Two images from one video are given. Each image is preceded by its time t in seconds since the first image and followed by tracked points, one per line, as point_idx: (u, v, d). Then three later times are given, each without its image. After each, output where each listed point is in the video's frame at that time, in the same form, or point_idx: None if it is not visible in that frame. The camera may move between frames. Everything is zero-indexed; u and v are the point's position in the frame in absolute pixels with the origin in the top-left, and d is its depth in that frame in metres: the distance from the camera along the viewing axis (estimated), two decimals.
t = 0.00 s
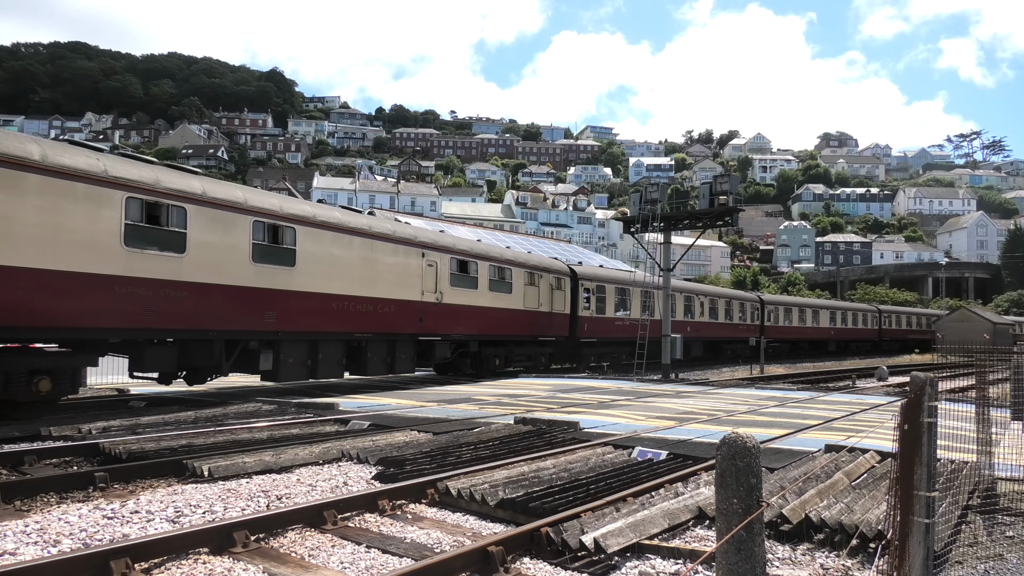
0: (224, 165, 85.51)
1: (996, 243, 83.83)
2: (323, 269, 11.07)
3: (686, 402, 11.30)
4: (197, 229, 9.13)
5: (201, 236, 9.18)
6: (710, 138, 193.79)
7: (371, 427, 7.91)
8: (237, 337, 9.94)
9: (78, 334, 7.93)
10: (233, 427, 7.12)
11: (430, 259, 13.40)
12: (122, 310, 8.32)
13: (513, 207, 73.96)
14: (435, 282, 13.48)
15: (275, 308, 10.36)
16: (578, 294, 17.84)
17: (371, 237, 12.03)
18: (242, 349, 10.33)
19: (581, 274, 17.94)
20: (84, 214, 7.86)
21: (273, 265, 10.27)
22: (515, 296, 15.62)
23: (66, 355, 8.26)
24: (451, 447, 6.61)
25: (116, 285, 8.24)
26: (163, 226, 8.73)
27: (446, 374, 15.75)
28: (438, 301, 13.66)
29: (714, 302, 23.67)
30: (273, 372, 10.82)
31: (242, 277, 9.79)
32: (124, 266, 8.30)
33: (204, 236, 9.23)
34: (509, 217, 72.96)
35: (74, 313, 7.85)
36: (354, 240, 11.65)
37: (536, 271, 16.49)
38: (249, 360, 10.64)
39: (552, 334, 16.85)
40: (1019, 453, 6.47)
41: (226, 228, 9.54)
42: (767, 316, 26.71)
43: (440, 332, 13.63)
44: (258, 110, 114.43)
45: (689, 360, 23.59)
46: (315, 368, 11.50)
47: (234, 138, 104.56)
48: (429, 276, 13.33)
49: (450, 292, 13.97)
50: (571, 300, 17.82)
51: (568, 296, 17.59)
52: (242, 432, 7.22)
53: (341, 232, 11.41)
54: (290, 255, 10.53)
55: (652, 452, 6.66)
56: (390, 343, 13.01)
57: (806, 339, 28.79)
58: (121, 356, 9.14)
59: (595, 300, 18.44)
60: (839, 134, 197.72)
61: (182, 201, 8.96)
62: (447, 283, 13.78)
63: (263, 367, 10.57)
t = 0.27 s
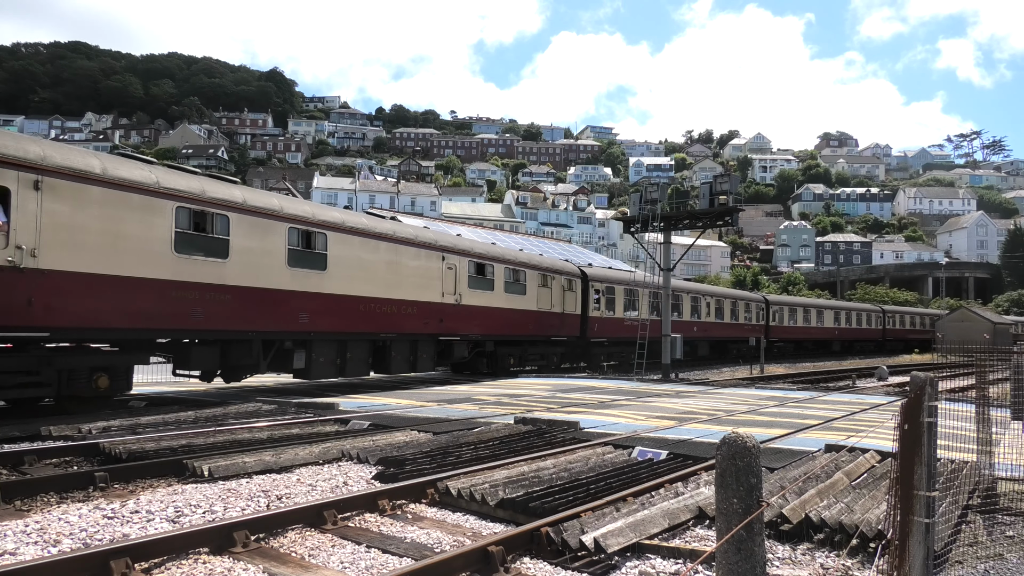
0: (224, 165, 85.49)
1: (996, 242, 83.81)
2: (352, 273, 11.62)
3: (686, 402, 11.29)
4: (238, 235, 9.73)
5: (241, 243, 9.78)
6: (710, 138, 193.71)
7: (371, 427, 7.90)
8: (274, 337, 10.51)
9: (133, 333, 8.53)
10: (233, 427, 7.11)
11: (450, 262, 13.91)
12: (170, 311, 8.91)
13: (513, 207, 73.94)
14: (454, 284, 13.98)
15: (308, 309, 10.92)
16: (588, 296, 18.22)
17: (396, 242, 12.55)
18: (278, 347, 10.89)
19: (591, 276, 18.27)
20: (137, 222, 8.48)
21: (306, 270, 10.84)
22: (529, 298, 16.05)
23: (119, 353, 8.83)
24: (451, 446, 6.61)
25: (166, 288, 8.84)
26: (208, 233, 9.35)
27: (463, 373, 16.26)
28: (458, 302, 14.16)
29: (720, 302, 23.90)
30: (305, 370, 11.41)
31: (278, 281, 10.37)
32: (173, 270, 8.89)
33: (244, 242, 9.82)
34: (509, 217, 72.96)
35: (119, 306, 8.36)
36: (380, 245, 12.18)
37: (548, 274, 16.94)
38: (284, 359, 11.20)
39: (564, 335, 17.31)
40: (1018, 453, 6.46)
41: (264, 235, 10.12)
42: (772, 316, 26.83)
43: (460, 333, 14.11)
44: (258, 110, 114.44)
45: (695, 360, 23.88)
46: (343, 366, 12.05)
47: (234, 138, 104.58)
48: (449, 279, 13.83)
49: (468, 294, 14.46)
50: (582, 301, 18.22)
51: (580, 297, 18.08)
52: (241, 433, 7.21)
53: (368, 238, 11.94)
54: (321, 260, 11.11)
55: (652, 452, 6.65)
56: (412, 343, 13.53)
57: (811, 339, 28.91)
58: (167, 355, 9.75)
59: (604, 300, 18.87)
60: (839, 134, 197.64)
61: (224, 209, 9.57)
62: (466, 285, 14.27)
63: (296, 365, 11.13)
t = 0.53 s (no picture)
0: (224, 165, 85.54)
1: (996, 242, 83.84)
2: (374, 275, 11.93)
3: (687, 402, 11.29)
4: (272, 240, 10.05)
5: (273, 247, 10.08)
6: (710, 138, 193.72)
7: (371, 427, 7.91)
8: (303, 338, 10.80)
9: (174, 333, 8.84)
10: (233, 427, 7.11)
11: (467, 264, 14.21)
12: (209, 313, 9.23)
13: (513, 207, 73.99)
14: (471, 286, 14.28)
15: (334, 311, 11.23)
16: (597, 296, 18.46)
17: (415, 245, 12.86)
18: (305, 348, 11.18)
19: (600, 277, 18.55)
20: (180, 228, 8.79)
21: (332, 273, 11.14)
22: (541, 299, 16.32)
23: (161, 352, 9.07)
24: (451, 446, 6.61)
25: (206, 291, 9.16)
26: (244, 238, 9.66)
27: (477, 372, 16.53)
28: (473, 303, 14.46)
29: (725, 303, 24.13)
30: (331, 369, 11.73)
31: (307, 283, 10.66)
32: (212, 274, 9.21)
33: (276, 247, 10.13)
34: (509, 217, 73.02)
35: (147, 309, 8.48)
36: (400, 248, 12.47)
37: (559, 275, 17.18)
38: (311, 358, 11.50)
39: (575, 335, 17.58)
40: (1018, 453, 6.46)
41: (294, 239, 10.42)
42: (776, 316, 26.98)
43: (475, 333, 14.40)
44: (258, 109, 114.49)
45: (702, 360, 24.26)
46: (366, 365, 12.37)
47: (234, 138, 104.65)
48: (466, 281, 14.13)
49: (483, 295, 14.76)
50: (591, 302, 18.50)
51: (589, 297, 18.31)
52: (241, 433, 7.21)
53: (389, 241, 12.25)
54: (346, 263, 11.40)
55: (651, 452, 6.66)
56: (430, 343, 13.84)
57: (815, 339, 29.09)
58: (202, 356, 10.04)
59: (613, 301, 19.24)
60: (839, 134, 197.66)
61: (259, 215, 9.88)
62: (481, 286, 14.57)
63: (323, 364, 11.43)
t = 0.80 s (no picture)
0: (224, 165, 85.51)
1: (996, 242, 83.77)
2: (399, 278, 12.43)
3: (687, 402, 11.28)
4: (306, 245, 10.60)
5: (306, 252, 10.61)
6: (710, 138, 193.62)
7: (371, 428, 7.91)
8: (333, 338, 11.32)
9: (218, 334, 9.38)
10: (233, 427, 7.11)
11: (484, 267, 14.70)
12: (249, 314, 9.77)
13: (513, 207, 73.96)
14: (487, 288, 14.76)
15: (362, 312, 11.74)
16: (606, 297, 18.86)
17: (436, 249, 13.35)
18: (335, 348, 11.71)
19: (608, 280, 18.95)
20: (221, 235, 9.34)
21: (360, 276, 11.65)
22: (553, 300, 16.79)
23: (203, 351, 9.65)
24: (451, 446, 6.61)
25: (246, 294, 9.71)
26: (280, 244, 10.21)
27: (490, 371, 16.92)
28: (490, 304, 14.94)
29: (731, 303, 24.44)
30: (358, 368, 12.25)
31: (337, 286, 11.19)
32: (252, 278, 9.76)
33: (309, 252, 10.66)
34: (509, 217, 73.00)
35: (194, 311, 9.02)
36: (421, 252, 12.97)
37: (570, 277, 17.66)
38: (339, 358, 12.03)
39: (585, 335, 18.00)
40: (1018, 453, 6.46)
41: (325, 244, 10.95)
42: (781, 316, 27.14)
43: (491, 334, 14.86)
44: (258, 110, 114.46)
45: (709, 359, 24.65)
46: (390, 364, 12.89)
47: (234, 138, 104.62)
48: (483, 283, 14.62)
49: (499, 297, 15.23)
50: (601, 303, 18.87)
51: (599, 298, 18.73)
52: (241, 432, 7.21)
53: (412, 245, 12.76)
54: (373, 267, 11.92)
55: (652, 451, 6.66)
56: (449, 343, 14.33)
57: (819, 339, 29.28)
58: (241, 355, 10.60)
59: (622, 303, 19.67)
60: (840, 134, 197.55)
61: (293, 222, 10.43)
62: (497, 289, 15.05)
63: (351, 363, 11.97)
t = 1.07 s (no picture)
0: (224, 165, 85.48)
1: (996, 243, 83.74)
2: (420, 280, 13.09)
3: (687, 402, 11.29)
4: (335, 249, 11.26)
5: (335, 257, 11.29)
6: (710, 138, 193.55)
7: (371, 428, 7.91)
8: (360, 338, 11.99)
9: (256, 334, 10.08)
10: (233, 427, 7.11)
11: (499, 270, 15.29)
12: (284, 315, 10.46)
13: (513, 207, 73.95)
14: (502, 290, 15.36)
15: (386, 313, 12.40)
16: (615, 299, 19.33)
17: (454, 253, 13.99)
18: (361, 347, 12.41)
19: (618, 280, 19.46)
20: (259, 241, 10.01)
21: (384, 280, 12.31)
22: (565, 301, 17.36)
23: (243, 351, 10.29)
24: (451, 446, 6.61)
25: (281, 296, 10.41)
26: (312, 249, 10.90)
27: (504, 371, 17.32)
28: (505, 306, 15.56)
29: (737, 304, 24.73)
30: (382, 367, 12.94)
31: (362, 290, 11.84)
32: (287, 282, 10.46)
33: (338, 256, 11.34)
34: (509, 217, 73.00)
35: (235, 314, 9.71)
36: (440, 256, 13.61)
37: (582, 279, 18.17)
38: (365, 357, 12.72)
39: (595, 335, 18.43)
40: (1019, 453, 6.45)
41: (352, 249, 11.60)
42: (786, 317, 27.40)
43: (506, 334, 15.48)
44: (258, 110, 114.45)
45: (716, 360, 25.01)
46: (411, 363, 13.57)
47: (234, 138, 104.67)
48: (498, 285, 15.22)
49: (514, 299, 15.85)
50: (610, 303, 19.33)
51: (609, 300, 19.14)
52: (241, 432, 7.20)
53: (432, 250, 13.39)
54: (397, 270, 12.59)
55: (652, 451, 6.66)
56: (466, 343, 14.97)
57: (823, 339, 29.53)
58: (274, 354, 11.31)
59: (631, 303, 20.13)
60: (840, 134, 197.46)
61: (324, 228, 11.11)
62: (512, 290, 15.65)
63: (375, 362, 12.64)
